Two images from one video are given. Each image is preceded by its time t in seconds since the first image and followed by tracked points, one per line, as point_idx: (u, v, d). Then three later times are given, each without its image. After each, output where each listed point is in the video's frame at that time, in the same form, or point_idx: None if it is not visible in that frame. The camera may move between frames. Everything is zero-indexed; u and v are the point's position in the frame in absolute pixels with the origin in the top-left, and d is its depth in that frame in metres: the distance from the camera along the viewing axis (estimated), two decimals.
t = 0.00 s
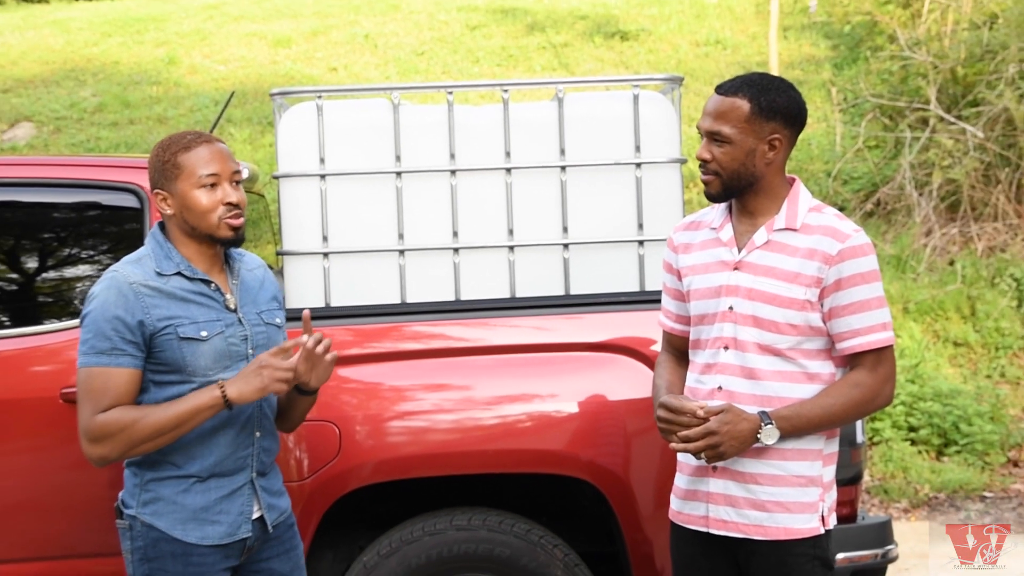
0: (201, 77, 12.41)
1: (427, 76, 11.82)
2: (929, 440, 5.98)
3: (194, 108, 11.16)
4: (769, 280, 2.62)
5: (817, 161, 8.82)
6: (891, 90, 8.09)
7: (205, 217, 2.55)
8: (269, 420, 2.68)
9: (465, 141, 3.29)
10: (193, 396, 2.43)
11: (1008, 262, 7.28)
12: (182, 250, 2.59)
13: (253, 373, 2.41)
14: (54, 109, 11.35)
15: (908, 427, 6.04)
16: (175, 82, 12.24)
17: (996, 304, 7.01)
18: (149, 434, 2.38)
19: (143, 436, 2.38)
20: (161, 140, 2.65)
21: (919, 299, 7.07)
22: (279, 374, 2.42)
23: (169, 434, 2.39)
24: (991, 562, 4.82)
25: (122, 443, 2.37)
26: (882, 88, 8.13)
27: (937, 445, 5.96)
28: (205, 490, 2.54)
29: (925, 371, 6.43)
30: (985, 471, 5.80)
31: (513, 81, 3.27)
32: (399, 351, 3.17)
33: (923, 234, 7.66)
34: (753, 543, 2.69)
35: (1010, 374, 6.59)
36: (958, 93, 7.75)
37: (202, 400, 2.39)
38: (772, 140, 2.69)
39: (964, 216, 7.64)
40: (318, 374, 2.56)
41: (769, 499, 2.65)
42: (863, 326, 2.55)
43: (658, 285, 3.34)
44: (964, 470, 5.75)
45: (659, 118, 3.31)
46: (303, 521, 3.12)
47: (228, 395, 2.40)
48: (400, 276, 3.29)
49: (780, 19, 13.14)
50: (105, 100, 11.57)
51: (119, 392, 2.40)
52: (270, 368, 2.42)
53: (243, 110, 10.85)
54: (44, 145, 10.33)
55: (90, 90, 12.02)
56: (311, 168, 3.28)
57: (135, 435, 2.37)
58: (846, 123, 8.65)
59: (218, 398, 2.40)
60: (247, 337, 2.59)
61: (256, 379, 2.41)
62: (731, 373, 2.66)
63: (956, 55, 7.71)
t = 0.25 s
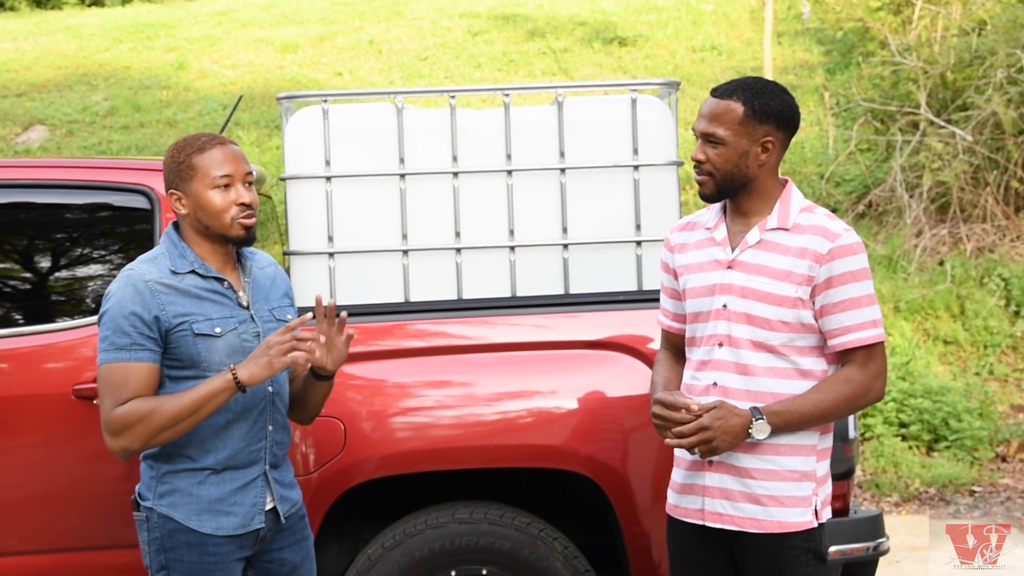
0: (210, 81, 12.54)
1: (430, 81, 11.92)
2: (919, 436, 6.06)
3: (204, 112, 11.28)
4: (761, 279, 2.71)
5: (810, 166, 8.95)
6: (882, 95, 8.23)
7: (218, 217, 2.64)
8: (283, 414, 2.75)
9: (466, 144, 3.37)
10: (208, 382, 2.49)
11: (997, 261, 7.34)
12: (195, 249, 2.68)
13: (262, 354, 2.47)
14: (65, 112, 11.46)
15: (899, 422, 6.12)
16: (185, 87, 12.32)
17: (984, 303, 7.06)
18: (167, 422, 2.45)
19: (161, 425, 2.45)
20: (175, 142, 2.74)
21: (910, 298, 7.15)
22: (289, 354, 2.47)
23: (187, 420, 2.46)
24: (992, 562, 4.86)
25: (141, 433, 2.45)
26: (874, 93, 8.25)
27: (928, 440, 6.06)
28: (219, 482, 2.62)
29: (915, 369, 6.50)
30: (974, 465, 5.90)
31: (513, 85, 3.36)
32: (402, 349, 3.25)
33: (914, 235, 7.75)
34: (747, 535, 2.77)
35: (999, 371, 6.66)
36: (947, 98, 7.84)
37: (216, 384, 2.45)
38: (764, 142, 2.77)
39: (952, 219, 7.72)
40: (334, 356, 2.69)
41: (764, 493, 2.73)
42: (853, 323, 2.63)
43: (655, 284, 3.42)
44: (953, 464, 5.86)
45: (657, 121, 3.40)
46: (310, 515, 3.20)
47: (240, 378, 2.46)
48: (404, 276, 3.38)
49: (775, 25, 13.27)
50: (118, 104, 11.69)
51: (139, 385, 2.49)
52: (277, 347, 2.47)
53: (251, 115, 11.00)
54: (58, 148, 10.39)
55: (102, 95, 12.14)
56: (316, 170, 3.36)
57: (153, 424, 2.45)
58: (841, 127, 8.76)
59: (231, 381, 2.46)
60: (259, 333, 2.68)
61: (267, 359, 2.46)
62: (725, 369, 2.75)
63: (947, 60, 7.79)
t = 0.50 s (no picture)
0: (219, 80, 12.53)
1: (437, 79, 11.92)
2: (922, 434, 6.07)
3: (212, 110, 11.31)
4: (764, 277, 2.72)
5: (815, 164, 9.00)
6: (886, 95, 8.23)
7: (230, 215, 2.66)
8: (292, 411, 2.77)
9: (473, 142, 3.39)
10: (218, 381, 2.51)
11: (1000, 261, 7.36)
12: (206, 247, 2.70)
13: (275, 356, 2.49)
14: (73, 110, 11.49)
15: (902, 421, 6.12)
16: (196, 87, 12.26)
17: (987, 303, 7.08)
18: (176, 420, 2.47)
19: (171, 422, 2.47)
20: (188, 139, 2.76)
21: (913, 297, 7.15)
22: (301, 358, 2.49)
23: (197, 419, 2.48)
24: (992, 562, 4.94)
25: (151, 429, 2.47)
26: (878, 93, 8.26)
27: (930, 439, 6.07)
28: (227, 478, 2.65)
29: (920, 368, 6.53)
30: (977, 464, 5.91)
31: (520, 84, 3.37)
32: (408, 346, 3.27)
33: (918, 234, 7.75)
34: (751, 533, 2.79)
35: (1001, 370, 6.68)
36: (951, 98, 7.85)
37: (227, 384, 2.48)
38: (765, 142, 2.79)
39: (956, 218, 7.73)
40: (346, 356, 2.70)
41: (767, 490, 2.75)
42: (854, 321, 2.64)
43: (660, 283, 3.44)
44: (957, 463, 5.87)
45: (662, 121, 3.41)
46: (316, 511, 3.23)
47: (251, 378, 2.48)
48: (410, 274, 3.40)
49: (780, 25, 13.27)
50: (127, 101, 11.72)
51: (147, 381, 2.51)
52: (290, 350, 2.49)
53: (258, 112, 11.00)
54: (65, 146, 10.45)
55: (111, 93, 12.14)
56: (324, 168, 3.38)
57: (163, 422, 2.47)
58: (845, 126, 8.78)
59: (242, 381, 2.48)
60: (269, 331, 2.69)
61: (280, 363, 2.49)
62: (728, 367, 2.77)
63: (951, 60, 7.80)
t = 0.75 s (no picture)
0: (218, 81, 12.57)
1: (436, 81, 11.92)
2: (922, 436, 6.08)
3: (210, 110, 11.30)
4: (761, 279, 2.72)
5: (813, 166, 9.00)
6: (886, 97, 8.20)
7: (231, 218, 2.66)
8: (291, 413, 2.76)
9: (472, 144, 3.39)
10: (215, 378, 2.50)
11: (999, 262, 7.36)
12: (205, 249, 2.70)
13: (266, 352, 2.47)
14: (73, 110, 11.48)
15: (901, 422, 6.13)
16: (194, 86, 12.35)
17: (987, 304, 7.08)
18: (172, 419, 2.46)
19: (167, 421, 2.46)
20: (189, 141, 2.76)
21: (912, 298, 7.15)
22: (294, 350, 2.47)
23: (192, 418, 2.47)
24: (991, 562, 4.82)
25: (146, 428, 2.47)
26: (877, 95, 8.26)
27: (929, 440, 6.07)
28: (225, 479, 2.65)
29: (919, 369, 6.53)
30: (976, 466, 5.91)
31: (519, 86, 3.37)
32: (408, 347, 3.26)
33: (917, 236, 7.75)
34: (749, 534, 2.79)
35: (1001, 371, 6.69)
36: (950, 99, 7.86)
37: (221, 381, 2.46)
38: (762, 145, 2.79)
39: (955, 219, 7.73)
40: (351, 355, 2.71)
41: (765, 492, 2.75)
42: (852, 322, 2.65)
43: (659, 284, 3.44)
44: (955, 464, 5.87)
45: (661, 122, 3.42)
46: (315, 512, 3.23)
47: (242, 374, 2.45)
48: (409, 275, 3.40)
49: (780, 27, 13.27)
50: (125, 102, 11.73)
51: (145, 382, 2.51)
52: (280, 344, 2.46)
53: (258, 114, 11.00)
54: (64, 147, 10.44)
55: (110, 94, 12.15)
56: (324, 170, 3.38)
57: (159, 421, 2.46)
58: (844, 127, 8.78)
59: (235, 377, 2.45)
60: (267, 333, 2.69)
61: (272, 358, 2.47)
62: (726, 369, 2.77)
63: (950, 62, 7.80)
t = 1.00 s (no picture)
0: (219, 80, 12.57)
1: (438, 80, 11.92)
2: (924, 436, 6.08)
3: (213, 109, 11.30)
4: (764, 279, 2.72)
5: (815, 166, 9.01)
6: (888, 96, 8.23)
7: (234, 215, 2.66)
8: (293, 411, 2.75)
9: (474, 143, 3.40)
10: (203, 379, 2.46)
11: (1001, 263, 7.37)
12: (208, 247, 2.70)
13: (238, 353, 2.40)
14: (74, 109, 11.49)
15: (903, 423, 6.13)
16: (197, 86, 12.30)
17: (989, 304, 7.08)
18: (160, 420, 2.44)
19: (156, 421, 2.44)
20: (190, 139, 2.76)
21: (914, 298, 7.15)
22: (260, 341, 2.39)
23: (179, 419, 2.44)
24: (991, 562, 4.86)
25: (137, 427, 2.45)
26: (878, 95, 8.26)
27: (931, 440, 6.07)
28: (227, 477, 2.65)
29: (921, 370, 6.53)
30: (977, 466, 5.92)
31: (520, 85, 3.37)
32: (409, 346, 3.26)
33: (920, 235, 7.74)
34: (751, 533, 2.79)
35: (1002, 372, 6.69)
36: (952, 99, 7.86)
37: (205, 382, 2.42)
38: (765, 143, 2.79)
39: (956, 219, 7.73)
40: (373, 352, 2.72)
41: (767, 491, 2.75)
42: (854, 322, 2.65)
43: (661, 283, 3.44)
44: (957, 464, 5.87)
45: (663, 122, 3.41)
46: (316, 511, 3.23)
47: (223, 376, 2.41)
48: (411, 274, 3.40)
49: (782, 27, 13.27)
50: (127, 101, 11.73)
51: (145, 381, 2.51)
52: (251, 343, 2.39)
53: (260, 112, 11.00)
54: (66, 146, 10.44)
55: (112, 92, 12.14)
56: (325, 168, 3.38)
57: (149, 420, 2.44)
58: (846, 127, 8.78)
59: (217, 378, 2.41)
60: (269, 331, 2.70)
61: (243, 357, 2.40)
62: (728, 368, 2.76)
63: (952, 62, 7.80)
